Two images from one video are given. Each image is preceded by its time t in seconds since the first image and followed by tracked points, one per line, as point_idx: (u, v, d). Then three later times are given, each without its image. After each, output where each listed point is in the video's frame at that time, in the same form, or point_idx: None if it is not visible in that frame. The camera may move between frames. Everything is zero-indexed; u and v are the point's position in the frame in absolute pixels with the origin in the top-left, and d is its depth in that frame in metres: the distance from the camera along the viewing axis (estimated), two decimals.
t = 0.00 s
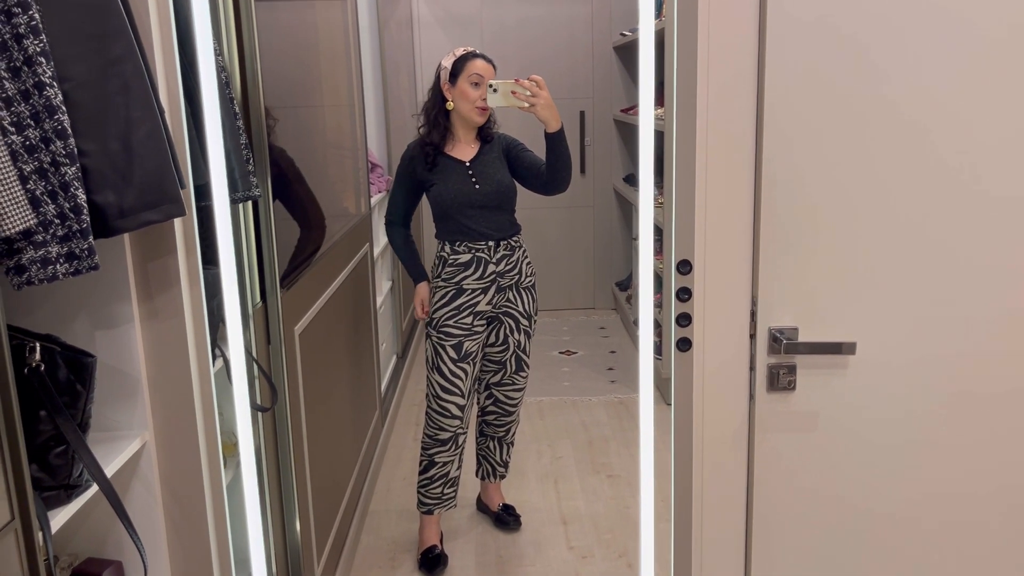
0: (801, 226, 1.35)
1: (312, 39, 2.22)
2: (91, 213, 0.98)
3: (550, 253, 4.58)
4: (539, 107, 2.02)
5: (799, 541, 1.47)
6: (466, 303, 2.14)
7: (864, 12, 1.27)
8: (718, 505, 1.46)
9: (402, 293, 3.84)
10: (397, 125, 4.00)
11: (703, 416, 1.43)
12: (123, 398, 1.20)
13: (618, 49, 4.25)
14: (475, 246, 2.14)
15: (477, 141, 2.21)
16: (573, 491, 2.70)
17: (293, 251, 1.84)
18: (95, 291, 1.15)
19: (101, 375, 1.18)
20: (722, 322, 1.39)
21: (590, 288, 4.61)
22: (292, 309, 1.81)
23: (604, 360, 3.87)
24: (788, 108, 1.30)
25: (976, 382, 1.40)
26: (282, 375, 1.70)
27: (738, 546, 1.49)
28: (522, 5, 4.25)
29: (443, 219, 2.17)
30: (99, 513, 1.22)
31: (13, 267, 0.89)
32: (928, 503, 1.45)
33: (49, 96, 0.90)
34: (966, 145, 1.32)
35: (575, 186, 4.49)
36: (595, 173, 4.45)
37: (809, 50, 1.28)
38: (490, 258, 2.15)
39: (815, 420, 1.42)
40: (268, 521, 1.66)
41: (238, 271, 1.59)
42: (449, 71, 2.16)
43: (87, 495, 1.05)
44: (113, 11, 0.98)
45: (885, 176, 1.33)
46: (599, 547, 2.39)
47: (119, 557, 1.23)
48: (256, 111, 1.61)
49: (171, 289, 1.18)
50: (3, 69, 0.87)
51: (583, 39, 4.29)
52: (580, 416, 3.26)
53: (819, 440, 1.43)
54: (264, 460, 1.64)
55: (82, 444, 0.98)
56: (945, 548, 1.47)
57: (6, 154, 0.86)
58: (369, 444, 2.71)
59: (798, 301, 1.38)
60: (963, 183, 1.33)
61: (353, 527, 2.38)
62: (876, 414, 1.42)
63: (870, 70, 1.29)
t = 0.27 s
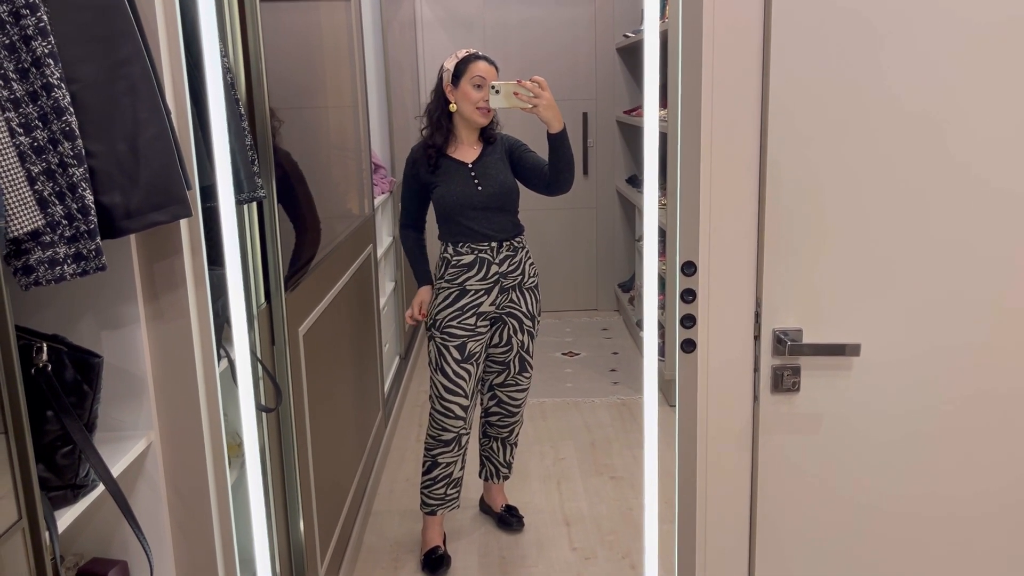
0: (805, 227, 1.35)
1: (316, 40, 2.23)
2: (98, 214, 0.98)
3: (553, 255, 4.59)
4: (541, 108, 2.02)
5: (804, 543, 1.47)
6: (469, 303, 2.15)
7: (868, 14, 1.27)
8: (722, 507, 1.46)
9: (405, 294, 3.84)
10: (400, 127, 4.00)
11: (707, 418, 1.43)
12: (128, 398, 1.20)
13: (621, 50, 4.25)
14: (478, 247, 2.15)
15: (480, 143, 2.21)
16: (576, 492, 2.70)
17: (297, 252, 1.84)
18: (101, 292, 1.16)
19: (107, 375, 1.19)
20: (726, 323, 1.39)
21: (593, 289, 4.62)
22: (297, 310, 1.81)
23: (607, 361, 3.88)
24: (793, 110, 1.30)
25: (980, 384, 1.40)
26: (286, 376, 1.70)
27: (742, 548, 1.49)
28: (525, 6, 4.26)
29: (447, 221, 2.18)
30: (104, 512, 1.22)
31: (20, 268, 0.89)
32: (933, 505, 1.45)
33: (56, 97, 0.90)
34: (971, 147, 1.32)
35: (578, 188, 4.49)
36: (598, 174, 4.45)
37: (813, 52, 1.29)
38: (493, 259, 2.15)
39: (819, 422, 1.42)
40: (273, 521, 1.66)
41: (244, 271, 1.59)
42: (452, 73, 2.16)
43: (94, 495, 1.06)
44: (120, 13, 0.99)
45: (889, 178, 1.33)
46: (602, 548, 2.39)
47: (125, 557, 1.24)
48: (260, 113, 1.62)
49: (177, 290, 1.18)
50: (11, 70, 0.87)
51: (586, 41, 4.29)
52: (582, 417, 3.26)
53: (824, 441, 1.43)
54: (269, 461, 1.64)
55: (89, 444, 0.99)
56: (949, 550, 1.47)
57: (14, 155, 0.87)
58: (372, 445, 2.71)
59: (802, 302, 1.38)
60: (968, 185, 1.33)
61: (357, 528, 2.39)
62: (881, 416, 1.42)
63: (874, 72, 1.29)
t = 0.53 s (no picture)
0: (808, 228, 1.35)
1: (319, 41, 2.24)
2: (104, 214, 0.99)
3: (555, 256, 4.59)
4: (544, 109, 2.01)
5: (805, 544, 1.48)
6: (470, 304, 2.15)
7: (870, 16, 1.28)
8: (724, 507, 1.47)
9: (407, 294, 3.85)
10: (403, 128, 4.01)
11: (709, 419, 1.43)
12: (133, 397, 1.21)
13: (623, 51, 4.26)
14: (480, 248, 2.15)
15: (482, 144, 2.22)
16: (578, 493, 2.70)
17: (301, 252, 1.85)
18: (107, 291, 1.16)
19: (112, 374, 1.20)
20: (729, 323, 1.40)
21: (595, 290, 4.62)
22: (300, 310, 1.82)
23: (609, 362, 3.88)
24: (795, 110, 1.31)
25: (981, 385, 1.40)
26: (289, 376, 1.71)
27: (744, 548, 1.49)
28: (527, 7, 4.26)
29: (449, 221, 2.18)
30: (110, 511, 1.22)
31: (27, 268, 0.89)
32: (935, 505, 1.45)
33: (63, 98, 0.91)
34: (973, 147, 1.33)
35: (580, 189, 4.49)
36: (599, 175, 4.45)
37: (816, 53, 1.29)
38: (494, 259, 2.16)
39: (822, 422, 1.43)
40: (276, 521, 1.67)
41: (248, 271, 1.59)
42: (454, 75, 2.17)
43: (99, 493, 1.06)
44: (126, 14, 0.99)
45: (891, 181, 1.33)
46: (605, 548, 2.39)
47: (129, 555, 1.24)
48: (265, 113, 1.62)
49: (182, 290, 1.19)
50: (18, 71, 0.88)
51: (588, 42, 4.30)
52: (585, 418, 3.26)
53: (826, 442, 1.43)
54: (272, 461, 1.65)
55: (95, 443, 0.99)
56: (952, 551, 1.47)
57: (21, 156, 0.88)
58: (375, 445, 2.72)
59: (805, 303, 1.38)
60: (970, 185, 1.34)
61: (359, 528, 2.39)
62: (883, 416, 1.42)
63: (876, 73, 1.30)
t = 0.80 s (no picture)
0: (811, 230, 1.35)
1: (322, 44, 2.24)
2: (108, 218, 0.99)
3: (558, 258, 4.59)
4: (546, 111, 2.02)
5: (809, 546, 1.47)
6: (473, 306, 2.15)
7: (873, 18, 1.28)
8: (728, 509, 1.46)
9: (410, 296, 3.85)
10: (406, 130, 4.01)
11: (712, 422, 1.43)
12: (137, 400, 1.21)
13: (626, 53, 4.26)
14: (482, 250, 2.15)
15: (485, 146, 2.22)
16: (581, 495, 2.70)
17: (304, 253, 1.84)
18: (110, 294, 1.16)
19: (116, 377, 1.20)
20: (732, 326, 1.39)
21: (598, 292, 4.62)
22: (303, 312, 1.82)
23: (612, 364, 3.88)
24: (798, 112, 1.31)
25: (985, 387, 1.40)
26: (292, 378, 1.71)
27: (747, 550, 1.48)
28: (530, 10, 4.27)
29: (451, 224, 2.18)
30: (113, 514, 1.23)
31: (31, 271, 0.90)
32: (938, 508, 1.45)
33: (68, 102, 0.91)
34: (976, 149, 1.32)
35: (583, 191, 4.50)
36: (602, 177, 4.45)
37: (818, 55, 1.29)
38: (497, 262, 2.16)
39: (825, 425, 1.42)
40: (279, 523, 1.67)
41: (251, 274, 1.60)
42: (457, 77, 2.17)
43: (103, 496, 1.06)
44: (130, 17, 1.00)
45: (894, 183, 1.33)
46: (607, 551, 2.39)
47: (133, 558, 1.24)
48: (268, 116, 1.63)
49: (185, 293, 1.19)
50: (22, 75, 0.88)
51: (591, 44, 4.30)
52: (588, 420, 3.26)
53: (829, 444, 1.43)
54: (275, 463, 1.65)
55: (99, 446, 0.99)
56: (955, 553, 1.47)
57: (25, 160, 0.88)
58: (378, 447, 2.72)
59: (808, 305, 1.38)
60: (974, 187, 1.33)
61: (362, 529, 2.39)
62: (887, 418, 1.42)
63: (879, 74, 1.30)
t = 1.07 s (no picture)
0: (815, 231, 1.35)
1: (326, 46, 2.25)
2: (114, 219, 1.00)
3: (561, 259, 4.59)
4: (549, 113, 2.03)
5: (813, 547, 1.47)
6: (476, 307, 2.15)
7: (877, 18, 1.28)
8: (731, 510, 1.46)
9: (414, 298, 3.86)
10: (410, 132, 4.02)
11: (716, 422, 1.43)
12: (142, 401, 1.21)
13: (629, 55, 4.26)
14: (486, 251, 2.16)
15: (489, 148, 2.22)
16: (585, 496, 2.70)
17: (307, 254, 1.84)
18: (116, 296, 1.17)
19: (121, 378, 1.20)
20: (736, 326, 1.39)
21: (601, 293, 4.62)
22: (308, 314, 1.82)
23: (615, 366, 3.88)
24: (801, 113, 1.31)
25: (989, 387, 1.40)
26: (296, 379, 1.71)
27: (751, 551, 1.48)
28: (533, 12, 4.28)
29: (455, 225, 2.19)
30: (119, 514, 1.23)
31: (37, 272, 0.90)
32: (942, 508, 1.45)
33: (74, 103, 0.91)
34: (981, 150, 1.32)
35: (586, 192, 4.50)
36: (606, 178, 4.45)
37: (821, 56, 1.29)
38: (500, 263, 2.16)
39: (829, 425, 1.42)
40: (283, 524, 1.67)
41: (256, 274, 1.60)
42: (458, 81, 2.19)
43: (109, 496, 1.07)
44: (136, 19, 1.00)
45: (897, 183, 1.33)
46: (611, 552, 2.38)
47: (138, 558, 1.25)
48: (272, 118, 1.63)
49: (190, 293, 1.20)
50: (29, 77, 0.89)
51: (594, 47, 4.31)
52: (592, 421, 3.26)
53: (833, 445, 1.43)
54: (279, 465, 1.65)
55: (105, 446, 1.00)
56: (959, 554, 1.46)
57: (32, 161, 0.88)
58: (382, 448, 2.72)
59: (812, 305, 1.38)
60: (977, 188, 1.33)
61: (367, 530, 2.40)
62: (891, 418, 1.42)
63: (883, 75, 1.30)
